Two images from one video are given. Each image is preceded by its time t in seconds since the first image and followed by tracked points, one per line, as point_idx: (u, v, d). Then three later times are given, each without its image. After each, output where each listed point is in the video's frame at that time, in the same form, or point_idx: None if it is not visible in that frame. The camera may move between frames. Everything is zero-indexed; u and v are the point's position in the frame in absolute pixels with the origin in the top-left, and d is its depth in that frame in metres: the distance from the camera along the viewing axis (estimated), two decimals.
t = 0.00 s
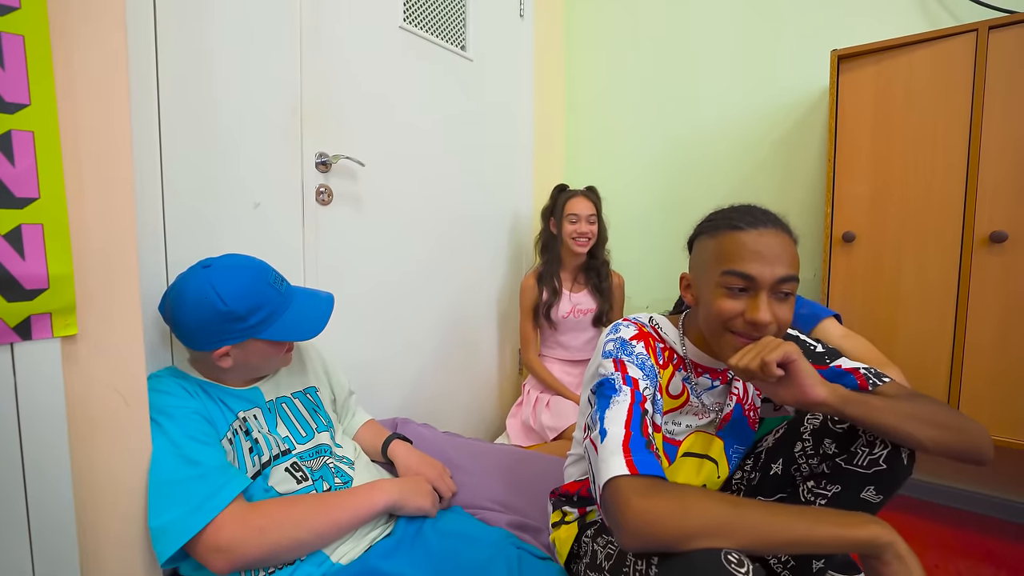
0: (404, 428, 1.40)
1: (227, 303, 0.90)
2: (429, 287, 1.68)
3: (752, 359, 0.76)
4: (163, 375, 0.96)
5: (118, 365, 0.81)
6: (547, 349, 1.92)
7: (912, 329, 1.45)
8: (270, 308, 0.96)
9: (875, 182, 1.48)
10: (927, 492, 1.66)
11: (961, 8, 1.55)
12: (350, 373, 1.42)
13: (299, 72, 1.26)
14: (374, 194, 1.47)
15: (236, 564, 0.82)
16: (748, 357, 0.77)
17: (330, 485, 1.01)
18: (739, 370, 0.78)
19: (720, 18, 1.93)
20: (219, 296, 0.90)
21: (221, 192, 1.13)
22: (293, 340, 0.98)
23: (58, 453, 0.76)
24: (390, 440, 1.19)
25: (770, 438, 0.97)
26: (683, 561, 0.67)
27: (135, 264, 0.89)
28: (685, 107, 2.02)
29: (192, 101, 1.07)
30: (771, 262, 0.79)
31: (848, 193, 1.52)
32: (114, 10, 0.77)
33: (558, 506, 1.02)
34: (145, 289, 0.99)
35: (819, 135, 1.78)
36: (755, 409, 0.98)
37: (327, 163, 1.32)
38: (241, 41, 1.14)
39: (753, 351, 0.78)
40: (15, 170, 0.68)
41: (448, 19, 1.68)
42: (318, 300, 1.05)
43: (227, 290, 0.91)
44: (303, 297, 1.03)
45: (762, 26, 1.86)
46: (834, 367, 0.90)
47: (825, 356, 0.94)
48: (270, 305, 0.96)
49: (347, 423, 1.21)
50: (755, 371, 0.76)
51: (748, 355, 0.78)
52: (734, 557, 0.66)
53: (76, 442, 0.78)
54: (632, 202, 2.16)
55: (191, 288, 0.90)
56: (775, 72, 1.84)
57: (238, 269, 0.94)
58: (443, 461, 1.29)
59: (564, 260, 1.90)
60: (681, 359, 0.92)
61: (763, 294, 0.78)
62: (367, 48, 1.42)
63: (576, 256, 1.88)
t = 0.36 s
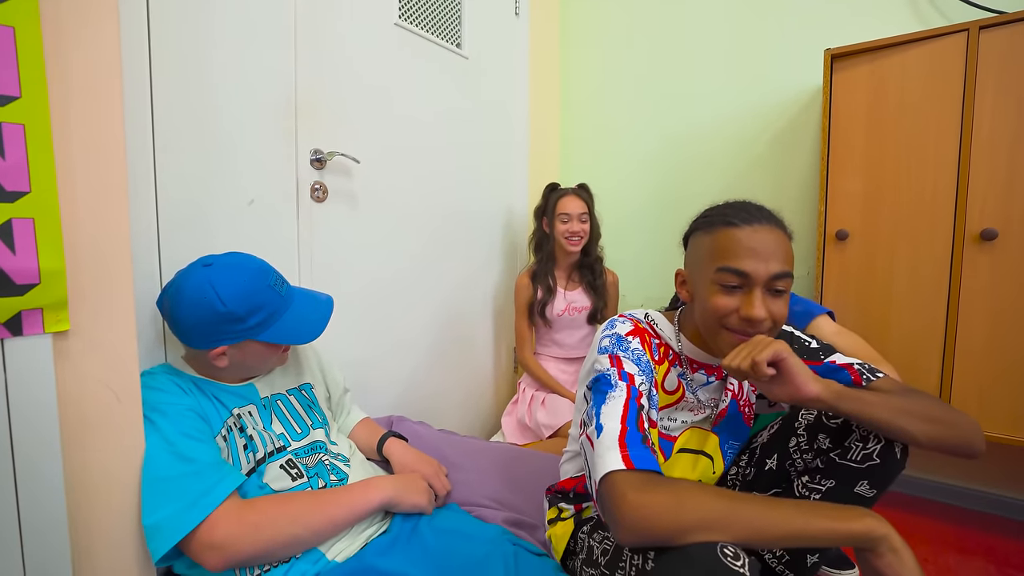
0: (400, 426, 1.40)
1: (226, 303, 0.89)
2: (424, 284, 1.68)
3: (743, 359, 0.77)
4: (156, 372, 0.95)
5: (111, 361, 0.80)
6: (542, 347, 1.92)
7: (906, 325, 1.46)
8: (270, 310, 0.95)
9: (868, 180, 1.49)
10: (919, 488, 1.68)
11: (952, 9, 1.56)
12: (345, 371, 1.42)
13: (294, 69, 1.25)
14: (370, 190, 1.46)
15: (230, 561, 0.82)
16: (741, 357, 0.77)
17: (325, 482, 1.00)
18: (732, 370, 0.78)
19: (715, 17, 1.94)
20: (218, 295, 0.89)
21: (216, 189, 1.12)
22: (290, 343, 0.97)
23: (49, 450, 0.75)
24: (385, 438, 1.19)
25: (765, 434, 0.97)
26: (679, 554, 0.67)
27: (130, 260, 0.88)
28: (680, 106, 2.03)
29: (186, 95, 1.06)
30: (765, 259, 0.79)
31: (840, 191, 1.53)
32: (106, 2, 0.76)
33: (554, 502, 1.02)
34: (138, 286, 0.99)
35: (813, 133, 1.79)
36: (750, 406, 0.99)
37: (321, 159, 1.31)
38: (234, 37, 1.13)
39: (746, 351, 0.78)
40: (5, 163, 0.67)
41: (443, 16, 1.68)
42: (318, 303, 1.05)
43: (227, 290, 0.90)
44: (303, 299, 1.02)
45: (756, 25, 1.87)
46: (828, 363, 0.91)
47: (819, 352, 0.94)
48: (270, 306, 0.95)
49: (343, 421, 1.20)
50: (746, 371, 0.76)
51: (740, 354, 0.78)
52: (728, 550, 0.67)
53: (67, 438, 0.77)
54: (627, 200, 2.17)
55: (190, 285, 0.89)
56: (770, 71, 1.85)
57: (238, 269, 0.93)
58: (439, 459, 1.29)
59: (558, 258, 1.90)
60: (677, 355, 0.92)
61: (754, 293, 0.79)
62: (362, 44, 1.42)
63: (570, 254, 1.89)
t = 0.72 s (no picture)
0: (396, 425, 1.39)
1: (219, 302, 0.88)
2: (420, 283, 1.67)
3: (736, 365, 0.77)
4: (149, 372, 0.94)
5: (104, 361, 0.79)
6: (539, 346, 1.92)
7: (901, 324, 1.47)
8: (264, 311, 0.94)
9: (863, 179, 1.50)
10: (915, 485, 1.69)
11: (946, 9, 1.57)
12: (340, 371, 1.41)
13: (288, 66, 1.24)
14: (365, 188, 1.45)
15: (225, 563, 0.81)
16: (734, 363, 0.78)
17: (321, 483, 1.00)
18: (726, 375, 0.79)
19: (710, 16, 1.94)
20: (208, 294, 0.88)
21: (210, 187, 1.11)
22: (285, 343, 0.96)
23: (40, 450, 0.74)
24: (382, 437, 1.18)
25: (762, 432, 0.97)
26: (677, 553, 0.67)
27: (124, 258, 0.87)
28: (675, 105, 2.03)
29: (179, 91, 1.05)
30: (759, 257, 0.79)
31: (835, 190, 1.54)
32: None
33: (551, 501, 1.02)
34: (131, 285, 0.98)
35: (809, 132, 1.80)
36: (746, 404, 0.99)
37: (316, 157, 1.30)
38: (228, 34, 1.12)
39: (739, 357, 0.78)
40: None
41: (439, 14, 1.67)
42: (313, 303, 1.04)
43: (218, 288, 0.89)
44: (297, 299, 1.01)
45: (751, 25, 1.87)
46: (826, 362, 0.91)
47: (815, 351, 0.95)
48: (264, 306, 0.94)
49: (337, 421, 1.19)
50: (738, 377, 0.77)
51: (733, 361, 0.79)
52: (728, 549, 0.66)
53: (59, 439, 0.76)
54: (624, 199, 2.17)
55: (183, 287, 0.88)
56: (765, 70, 1.86)
57: (231, 268, 0.92)
58: (436, 459, 1.28)
59: (558, 258, 1.90)
60: (673, 353, 0.92)
61: (749, 297, 0.79)
62: (357, 41, 1.41)
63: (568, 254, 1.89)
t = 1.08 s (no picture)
0: (393, 423, 1.38)
1: (215, 298, 0.87)
2: (418, 281, 1.66)
3: (744, 351, 0.77)
4: (144, 370, 0.93)
5: (97, 358, 0.78)
6: (537, 345, 1.91)
7: (899, 320, 1.47)
8: (259, 307, 0.93)
9: (860, 176, 1.50)
10: (913, 482, 1.69)
11: (941, 7, 1.58)
12: (337, 369, 1.40)
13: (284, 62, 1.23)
14: (363, 185, 1.44)
15: (221, 561, 0.80)
16: (741, 349, 0.77)
17: (318, 481, 0.99)
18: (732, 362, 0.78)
19: (706, 15, 1.94)
20: (202, 288, 0.87)
21: (206, 184, 1.10)
22: (282, 339, 0.95)
23: (33, 448, 0.73)
24: (379, 436, 1.17)
25: (761, 427, 0.97)
26: (678, 547, 0.67)
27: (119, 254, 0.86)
28: (672, 104, 2.03)
29: (174, 87, 1.04)
30: (756, 252, 0.78)
31: (832, 187, 1.54)
32: None
33: (551, 498, 1.00)
34: (126, 282, 0.96)
35: (806, 130, 1.80)
36: (745, 400, 0.98)
37: (313, 154, 1.29)
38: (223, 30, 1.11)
39: (746, 343, 0.78)
40: None
41: (437, 12, 1.67)
42: (310, 299, 1.03)
43: (216, 284, 0.87)
44: (294, 296, 1.00)
45: (747, 23, 1.88)
46: (823, 356, 0.91)
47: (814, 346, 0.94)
48: (260, 303, 0.93)
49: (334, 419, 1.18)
50: (746, 362, 0.76)
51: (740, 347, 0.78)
52: (730, 543, 0.65)
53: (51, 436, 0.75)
54: (621, 197, 2.17)
55: (177, 282, 0.87)
56: (762, 68, 1.86)
57: (226, 263, 0.91)
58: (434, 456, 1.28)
59: (558, 256, 1.90)
60: (672, 349, 0.92)
61: (748, 285, 0.78)
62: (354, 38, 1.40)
63: (566, 252, 1.89)
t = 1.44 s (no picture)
0: (391, 423, 1.38)
1: (206, 296, 0.86)
2: (416, 281, 1.65)
3: (745, 348, 0.77)
4: (140, 370, 0.92)
5: (91, 358, 0.77)
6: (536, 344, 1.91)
7: (896, 319, 1.47)
8: (253, 304, 0.92)
9: (857, 175, 1.50)
10: (912, 481, 1.69)
11: (938, 7, 1.58)
12: (335, 369, 1.39)
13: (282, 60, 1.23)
14: (361, 185, 1.44)
15: (217, 563, 0.79)
16: (741, 347, 0.77)
17: (316, 481, 0.98)
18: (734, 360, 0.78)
19: (704, 14, 1.94)
20: (196, 286, 0.86)
21: (203, 183, 1.09)
22: (276, 335, 0.95)
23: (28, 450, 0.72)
24: (377, 436, 1.16)
25: (760, 427, 0.97)
26: (678, 547, 0.66)
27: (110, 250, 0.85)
28: (670, 103, 2.03)
29: (171, 85, 1.03)
30: (753, 251, 0.78)
31: (830, 187, 1.55)
32: None
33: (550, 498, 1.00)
34: (122, 282, 0.96)
35: (804, 129, 1.80)
36: (745, 399, 0.98)
37: (310, 153, 1.28)
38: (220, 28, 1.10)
39: (746, 341, 0.78)
40: None
41: (435, 10, 1.66)
42: (304, 295, 1.02)
43: (208, 282, 0.87)
44: (287, 291, 1.00)
45: (745, 22, 1.88)
46: (824, 355, 0.91)
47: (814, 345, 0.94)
48: (252, 299, 0.92)
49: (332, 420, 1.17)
50: (747, 360, 0.76)
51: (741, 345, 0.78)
52: (732, 544, 0.65)
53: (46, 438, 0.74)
54: (620, 196, 2.17)
55: (170, 280, 0.87)
56: (760, 68, 1.86)
57: (220, 261, 0.90)
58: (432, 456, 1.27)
59: (557, 255, 1.90)
60: (673, 349, 0.91)
61: (746, 284, 0.78)
62: (352, 36, 1.39)
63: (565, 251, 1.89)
